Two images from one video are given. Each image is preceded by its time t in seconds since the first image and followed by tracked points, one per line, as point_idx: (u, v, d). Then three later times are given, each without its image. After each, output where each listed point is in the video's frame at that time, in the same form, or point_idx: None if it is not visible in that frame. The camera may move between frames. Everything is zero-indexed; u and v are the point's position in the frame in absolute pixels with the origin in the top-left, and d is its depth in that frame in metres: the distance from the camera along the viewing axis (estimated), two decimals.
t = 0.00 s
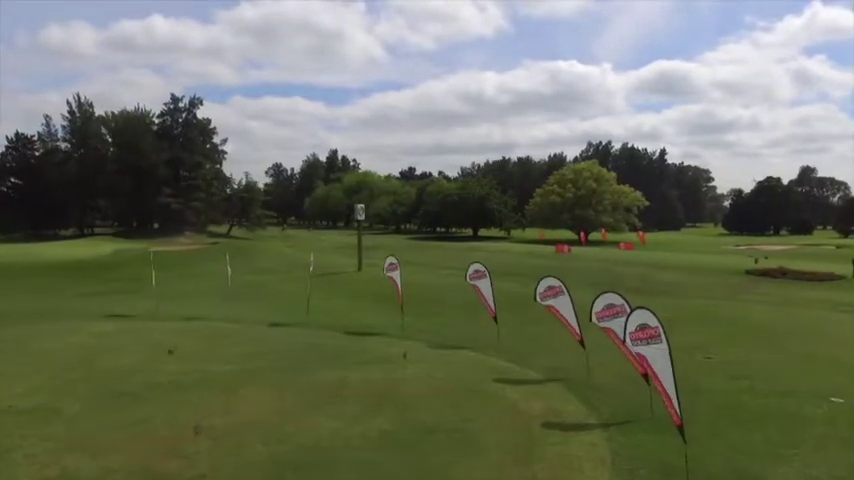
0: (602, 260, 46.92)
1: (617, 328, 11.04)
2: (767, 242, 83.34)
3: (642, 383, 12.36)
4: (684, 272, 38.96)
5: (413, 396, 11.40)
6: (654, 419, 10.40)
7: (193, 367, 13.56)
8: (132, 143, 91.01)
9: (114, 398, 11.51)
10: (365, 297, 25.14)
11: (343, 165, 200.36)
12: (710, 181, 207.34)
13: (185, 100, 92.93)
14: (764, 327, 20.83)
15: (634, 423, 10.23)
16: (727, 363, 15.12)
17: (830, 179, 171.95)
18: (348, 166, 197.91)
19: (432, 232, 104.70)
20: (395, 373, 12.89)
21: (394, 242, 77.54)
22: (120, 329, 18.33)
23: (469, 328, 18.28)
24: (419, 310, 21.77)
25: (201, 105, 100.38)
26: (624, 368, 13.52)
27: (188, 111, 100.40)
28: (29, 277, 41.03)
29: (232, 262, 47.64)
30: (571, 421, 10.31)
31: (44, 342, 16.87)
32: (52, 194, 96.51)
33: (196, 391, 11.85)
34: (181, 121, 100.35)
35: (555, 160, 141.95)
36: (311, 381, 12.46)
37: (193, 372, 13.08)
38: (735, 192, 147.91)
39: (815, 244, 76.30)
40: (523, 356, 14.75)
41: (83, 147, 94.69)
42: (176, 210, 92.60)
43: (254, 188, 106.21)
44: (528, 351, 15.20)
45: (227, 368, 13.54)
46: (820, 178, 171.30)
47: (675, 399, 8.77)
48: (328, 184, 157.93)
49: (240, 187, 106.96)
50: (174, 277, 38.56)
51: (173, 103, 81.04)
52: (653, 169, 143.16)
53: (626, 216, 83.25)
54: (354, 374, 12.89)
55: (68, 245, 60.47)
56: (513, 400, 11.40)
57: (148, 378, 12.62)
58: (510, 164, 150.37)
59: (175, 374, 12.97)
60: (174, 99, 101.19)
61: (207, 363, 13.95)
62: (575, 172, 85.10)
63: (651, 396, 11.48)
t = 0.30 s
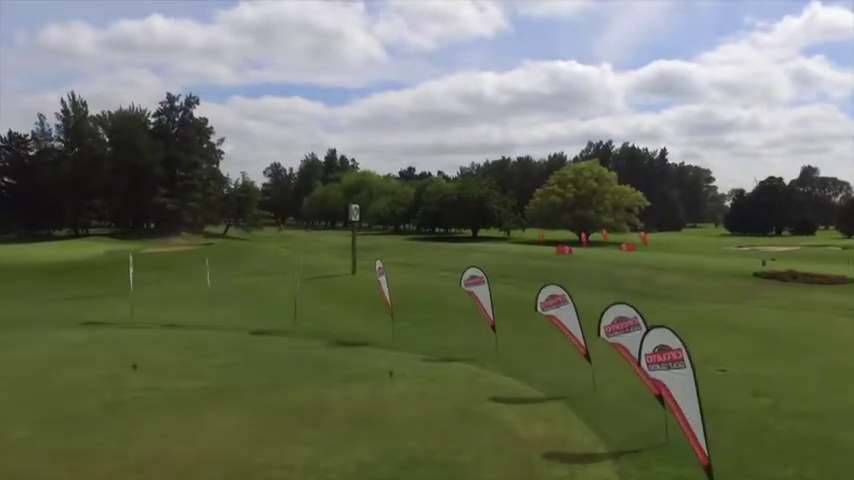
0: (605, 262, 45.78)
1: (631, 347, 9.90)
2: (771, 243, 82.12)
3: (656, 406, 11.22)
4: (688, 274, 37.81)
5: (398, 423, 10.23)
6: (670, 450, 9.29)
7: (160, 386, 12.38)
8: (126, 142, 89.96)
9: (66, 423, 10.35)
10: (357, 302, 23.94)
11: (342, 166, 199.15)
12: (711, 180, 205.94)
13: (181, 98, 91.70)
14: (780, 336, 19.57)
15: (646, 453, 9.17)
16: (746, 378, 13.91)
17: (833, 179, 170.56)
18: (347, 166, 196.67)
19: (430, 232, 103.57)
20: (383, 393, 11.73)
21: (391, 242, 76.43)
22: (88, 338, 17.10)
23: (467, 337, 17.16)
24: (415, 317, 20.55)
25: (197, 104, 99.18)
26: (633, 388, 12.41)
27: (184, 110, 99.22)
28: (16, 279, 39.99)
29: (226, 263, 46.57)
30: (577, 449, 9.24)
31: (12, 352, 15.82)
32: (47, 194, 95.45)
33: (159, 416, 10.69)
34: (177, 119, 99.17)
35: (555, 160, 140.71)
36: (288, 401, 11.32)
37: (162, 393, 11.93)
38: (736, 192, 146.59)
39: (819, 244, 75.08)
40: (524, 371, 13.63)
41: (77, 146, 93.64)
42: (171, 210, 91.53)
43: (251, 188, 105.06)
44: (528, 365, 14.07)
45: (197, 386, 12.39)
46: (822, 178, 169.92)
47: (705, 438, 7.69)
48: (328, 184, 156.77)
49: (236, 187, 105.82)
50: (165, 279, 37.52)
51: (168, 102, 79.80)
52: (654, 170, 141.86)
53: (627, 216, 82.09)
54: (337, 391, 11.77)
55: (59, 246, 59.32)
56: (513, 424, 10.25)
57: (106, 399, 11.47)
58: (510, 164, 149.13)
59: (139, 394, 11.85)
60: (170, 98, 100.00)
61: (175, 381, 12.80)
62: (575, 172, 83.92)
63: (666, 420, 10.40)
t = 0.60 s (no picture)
0: (605, 263, 44.63)
1: (649, 374, 8.68)
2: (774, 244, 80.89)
3: (675, 436, 9.94)
4: (694, 277, 36.60)
5: (376, 457, 8.97)
6: None
7: (115, 409, 11.16)
8: (119, 141, 88.65)
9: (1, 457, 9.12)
10: (347, 309, 22.68)
11: (341, 166, 198.04)
12: (711, 181, 204.67)
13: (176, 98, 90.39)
14: (797, 347, 18.30)
15: None
16: (765, 399, 12.67)
17: (835, 179, 169.28)
18: (346, 166, 195.63)
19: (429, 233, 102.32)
20: (367, 420, 10.50)
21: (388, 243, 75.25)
22: (49, 350, 15.85)
23: (461, 350, 15.95)
24: (406, 328, 19.31)
25: (193, 103, 97.87)
26: (643, 414, 11.17)
27: (179, 110, 98.01)
28: None
29: (217, 265, 45.48)
30: None
31: None
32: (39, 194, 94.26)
33: (106, 445, 9.46)
34: (172, 119, 97.92)
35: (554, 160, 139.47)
36: (255, 429, 10.07)
37: (117, 418, 10.70)
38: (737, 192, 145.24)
39: (824, 246, 73.85)
40: (522, 394, 12.40)
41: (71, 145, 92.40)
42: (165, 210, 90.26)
43: (247, 188, 103.80)
44: (527, 387, 12.85)
45: (157, 410, 11.16)
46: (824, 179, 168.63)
47: None
48: (326, 184, 155.69)
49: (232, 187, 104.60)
50: (153, 283, 36.32)
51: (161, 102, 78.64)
52: (654, 170, 140.66)
53: (628, 216, 80.86)
54: (314, 417, 10.54)
55: (49, 248, 58.04)
56: (510, 457, 9.02)
57: (55, 426, 10.24)
58: (509, 164, 147.98)
59: (90, 419, 10.62)
60: (165, 97, 98.72)
61: (136, 402, 11.59)
62: (575, 172, 82.61)
63: (684, 458, 9.14)
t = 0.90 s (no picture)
0: (608, 266, 43.48)
1: (669, 405, 7.54)
2: (778, 245, 79.74)
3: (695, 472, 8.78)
4: (700, 281, 35.46)
5: None
6: None
7: (63, 439, 9.95)
8: (113, 141, 87.36)
9: None
10: (337, 321, 21.46)
11: (339, 166, 196.64)
12: (712, 180, 203.33)
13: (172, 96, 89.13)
14: (815, 362, 17.09)
15: None
16: (788, 422, 11.47)
17: (836, 179, 168.08)
18: (345, 166, 194.30)
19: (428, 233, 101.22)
20: (347, 451, 9.33)
21: (386, 243, 74.05)
22: (8, 364, 14.68)
23: (454, 365, 14.80)
24: (398, 340, 18.11)
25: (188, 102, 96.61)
26: (656, 441, 9.99)
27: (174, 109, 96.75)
28: None
29: (209, 267, 44.27)
30: None
31: None
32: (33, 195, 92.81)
33: None
34: (168, 118, 96.63)
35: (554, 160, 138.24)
36: (217, 464, 8.86)
37: (62, 449, 9.48)
38: (739, 193, 144.04)
39: (827, 247, 72.77)
40: (521, 417, 11.25)
41: (64, 144, 91.18)
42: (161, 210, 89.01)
43: (243, 188, 102.57)
44: (527, 409, 11.70)
45: (110, 438, 9.95)
46: (826, 179, 167.48)
47: None
48: (324, 184, 154.40)
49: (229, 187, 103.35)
50: (140, 288, 35.13)
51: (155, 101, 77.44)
52: (655, 171, 139.40)
53: (629, 217, 79.70)
54: (285, 449, 9.33)
55: (39, 249, 56.87)
56: None
57: None
58: (508, 164, 146.76)
59: (32, 452, 9.41)
60: (160, 96, 97.41)
61: (92, 428, 10.42)
62: (576, 172, 81.39)
63: None
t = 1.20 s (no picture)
0: (610, 269, 42.34)
1: (698, 449, 6.37)
2: (782, 246, 78.60)
3: None
4: (707, 284, 34.33)
5: None
6: None
7: (2, 469, 8.79)
8: (109, 142, 86.76)
9: None
10: (330, 332, 20.27)
11: (339, 166, 195.50)
12: (712, 180, 202.09)
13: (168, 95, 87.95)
14: (837, 375, 15.90)
15: None
16: (818, 448, 10.31)
17: (839, 179, 166.81)
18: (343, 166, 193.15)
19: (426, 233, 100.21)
20: None
21: (385, 244, 72.90)
22: None
23: (450, 381, 13.67)
24: (391, 351, 16.94)
25: (184, 101, 95.46)
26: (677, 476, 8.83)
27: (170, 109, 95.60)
28: None
29: (201, 269, 43.15)
30: None
31: None
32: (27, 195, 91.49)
33: None
34: (163, 117, 95.46)
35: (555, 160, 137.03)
36: None
37: None
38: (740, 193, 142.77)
39: (833, 247, 71.68)
40: (522, 443, 10.14)
41: (59, 144, 89.95)
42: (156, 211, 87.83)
43: (239, 188, 101.43)
44: (528, 434, 10.58)
45: (59, 469, 8.81)
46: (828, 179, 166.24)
47: None
48: (323, 184, 153.23)
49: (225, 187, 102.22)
50: (129, 291, 34.00)
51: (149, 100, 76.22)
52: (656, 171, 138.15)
53: (631, 218, 78.67)
54: None
55: (30, 251, 55.80)
56: None
57: None
58: (508, 164, 145.61)
59: None
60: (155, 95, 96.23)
61: (43, 457, 9.31)
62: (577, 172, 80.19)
63: None
